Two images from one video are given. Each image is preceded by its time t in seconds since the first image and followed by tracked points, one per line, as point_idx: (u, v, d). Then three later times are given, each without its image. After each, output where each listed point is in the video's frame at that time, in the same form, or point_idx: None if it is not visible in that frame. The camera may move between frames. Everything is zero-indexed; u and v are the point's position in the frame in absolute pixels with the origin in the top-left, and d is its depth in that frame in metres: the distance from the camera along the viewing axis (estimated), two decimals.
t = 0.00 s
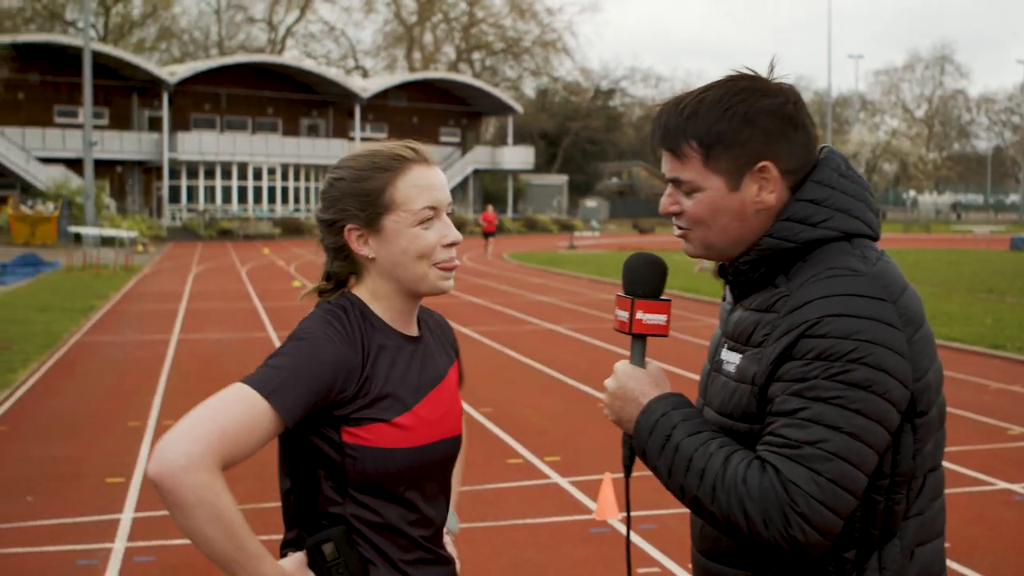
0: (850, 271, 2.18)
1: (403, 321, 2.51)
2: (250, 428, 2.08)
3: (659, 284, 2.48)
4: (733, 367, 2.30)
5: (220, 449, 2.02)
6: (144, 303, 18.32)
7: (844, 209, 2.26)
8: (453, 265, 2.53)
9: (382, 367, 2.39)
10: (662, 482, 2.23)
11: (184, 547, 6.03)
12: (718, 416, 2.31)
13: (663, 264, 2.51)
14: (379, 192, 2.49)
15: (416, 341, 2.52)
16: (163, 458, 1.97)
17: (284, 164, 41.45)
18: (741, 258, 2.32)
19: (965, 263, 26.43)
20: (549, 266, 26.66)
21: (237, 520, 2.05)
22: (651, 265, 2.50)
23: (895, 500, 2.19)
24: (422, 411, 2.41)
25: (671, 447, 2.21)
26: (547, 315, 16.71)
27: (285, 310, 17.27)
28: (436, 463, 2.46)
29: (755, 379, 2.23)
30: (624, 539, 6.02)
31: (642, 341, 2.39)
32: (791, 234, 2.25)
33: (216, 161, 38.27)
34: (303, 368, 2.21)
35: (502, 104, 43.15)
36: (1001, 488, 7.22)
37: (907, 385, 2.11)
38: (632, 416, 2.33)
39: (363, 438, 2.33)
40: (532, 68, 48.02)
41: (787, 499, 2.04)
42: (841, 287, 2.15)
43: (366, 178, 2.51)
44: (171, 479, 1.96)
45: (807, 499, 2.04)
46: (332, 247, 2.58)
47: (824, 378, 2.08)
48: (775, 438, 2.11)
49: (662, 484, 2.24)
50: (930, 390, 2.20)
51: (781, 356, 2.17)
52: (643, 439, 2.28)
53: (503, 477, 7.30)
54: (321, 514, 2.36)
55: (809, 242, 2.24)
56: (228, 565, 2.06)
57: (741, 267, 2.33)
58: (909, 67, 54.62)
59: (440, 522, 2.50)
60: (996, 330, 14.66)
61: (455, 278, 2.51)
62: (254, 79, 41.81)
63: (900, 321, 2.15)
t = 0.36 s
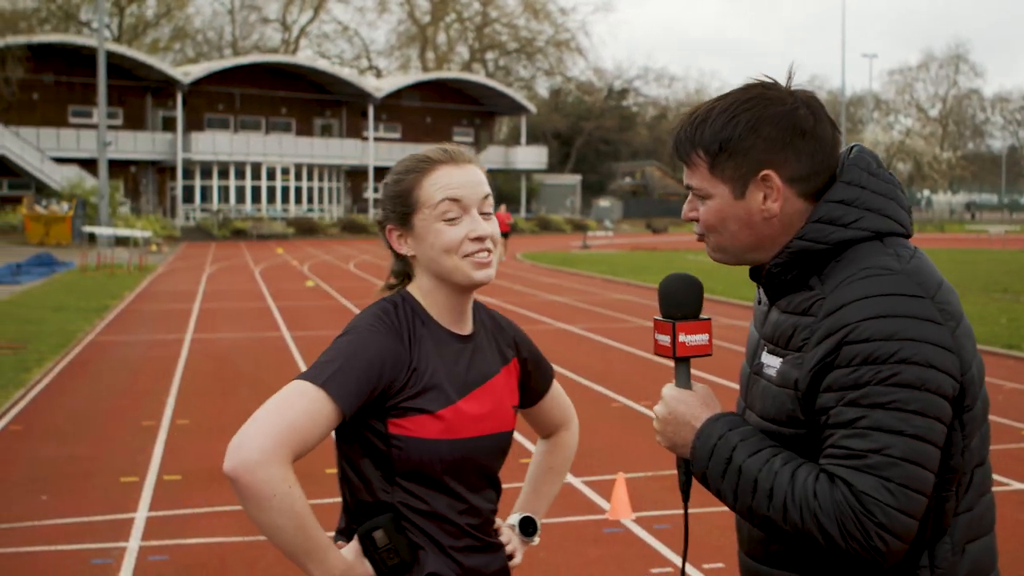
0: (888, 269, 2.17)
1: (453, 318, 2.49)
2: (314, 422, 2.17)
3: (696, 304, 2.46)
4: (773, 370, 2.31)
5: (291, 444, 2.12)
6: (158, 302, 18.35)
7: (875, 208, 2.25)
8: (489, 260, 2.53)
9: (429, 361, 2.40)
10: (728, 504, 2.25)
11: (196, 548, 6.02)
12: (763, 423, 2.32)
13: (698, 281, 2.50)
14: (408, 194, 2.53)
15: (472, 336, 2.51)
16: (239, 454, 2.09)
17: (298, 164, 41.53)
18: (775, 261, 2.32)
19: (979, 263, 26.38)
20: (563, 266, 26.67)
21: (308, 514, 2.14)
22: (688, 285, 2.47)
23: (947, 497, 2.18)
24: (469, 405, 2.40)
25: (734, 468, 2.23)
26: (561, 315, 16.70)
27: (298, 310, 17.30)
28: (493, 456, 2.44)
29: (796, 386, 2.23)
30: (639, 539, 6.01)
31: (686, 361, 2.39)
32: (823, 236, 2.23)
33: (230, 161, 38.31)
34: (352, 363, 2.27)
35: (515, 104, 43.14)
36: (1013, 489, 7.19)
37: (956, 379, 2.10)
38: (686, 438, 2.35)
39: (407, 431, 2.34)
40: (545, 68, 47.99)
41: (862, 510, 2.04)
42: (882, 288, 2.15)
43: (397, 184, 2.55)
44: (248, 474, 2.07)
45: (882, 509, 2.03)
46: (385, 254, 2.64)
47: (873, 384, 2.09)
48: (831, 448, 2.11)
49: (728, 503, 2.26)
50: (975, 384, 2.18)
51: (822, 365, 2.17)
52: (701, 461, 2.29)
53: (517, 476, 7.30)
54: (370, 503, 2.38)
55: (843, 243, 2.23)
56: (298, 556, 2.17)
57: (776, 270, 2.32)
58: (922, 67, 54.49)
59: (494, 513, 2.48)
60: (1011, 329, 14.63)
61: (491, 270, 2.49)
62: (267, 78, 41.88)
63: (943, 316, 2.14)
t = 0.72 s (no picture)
0: (891, 273, 2.18)
1: (480, 319, 2.52)
2: (329, 422, 2.25)
3: (711, 301, 2.49)
4: (785, 367, 2.32)
5: (304, 441, 2.20)
6: (158, 302, 18.36)
7: (887, 211, 2.23)
8: (514, 268, 2.52)
9: (453, 362, 2.44)
10: (731, 496, 2.27)
11: (196, 548, 6.02)
12: (777, 421, 2.33)
13: (712, 284, 2.52)
14: (437, 204, 2.55)
15: (502, 338, 2.52)
16: (257, 449, 2.17)
17: (299, 164, 41.55)
18: (790, 261, 2.33)
19: (980, 262, 26.38)
20: (564, 266, 26.68)
21: (327, 509, 2.20)
22: (702, 285, 2.50)
23: (950, 491, 2.17)
24: (494, 404, 2.43)
25: (736, 462, 2.25)
26: (562, 315, 16.71)
27: (299, 310, 17.30)
28: (518, 450, 2.45)
29: (804, 381, 2.25)
30: (639, 539, 5.99)
31: (698, 360, 2.41)
32: (834, 237, 2.23)
33: (230, 160, 38.27)
34: (374, 364, 2.34)
35: (516, 104, 43.15)
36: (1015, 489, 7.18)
37: (957, 381, 2.10)
38: (695, 435, 2.37)
39: (433, 425, 2.39)
40: (546, 68, 47.97)
41: (854, 503, 2.06)
42: (883, 290, 2.16)
43: (434, 195, 2.56)
44: (264, 467, 2.15)
45: (872, 502, 2.05)
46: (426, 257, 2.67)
47: (873, 382, 2.09)
48: (832, 442, 2.13)
49: (730, 496, 2.28)
50: (980, 381, 2.17)
51: (828, 362, 2.18)
52: (708, 454, 2.32)
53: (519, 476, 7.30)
54: (406, 497, 2.44)
55: (853, 244, 2.23)
56: (322, 549, 2.22)
57: (790, 270, 2.33)
58: (923, 66, 54.48)
59: (523, 508, 2.49)
60: (1012, 330, 14.63)
61: (512, 279, 2.49)
62: (268, 78, 41.91)
63: (945, 318, 2.13)
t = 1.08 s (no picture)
0: (881, 276, 2.22)
1: (481, 318, 2.53)
2: (331, 419, 2.26)
3: (713, 299, 2.49)
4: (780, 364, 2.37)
5: (307, 435, 2.22)
6: (148, 302, 18.32)
7: (881, 217, 2.29)
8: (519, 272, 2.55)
9: (452, 362, 2.45)
10: (724, 486, 2.31)
11: (186, 548, 6.01)
12: (770, 416, 2.37)
13: (710, 280, 2.52)
14: (441, 205, 2.56)
15: (500, 335, 2.54)
16: (260, 443, 2.19)
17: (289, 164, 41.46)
18: (788, 260, 2.38)
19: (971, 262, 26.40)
20: (555, 266, 26.63)
21: (327, 506, 2.22)
22: (703, 284, 2.49)
23: (925, 488, 2.21)
24: (491, 401, 2.42)
25: (731, 453, 2.29)
26: (552, 314, 16.69)
27: (290, 310, 17.28)
28: (519, 449, 2.46)
29: (795, 377, 2.29)
30: (628, 539, 5.99)
31: (697, 357, 2.43)
32: (829, 241, 2.28)
33: (220, 160, 38.16)
34: (375, 361, 2.35)
35: (507, 104, 43.07)
36: (1004, 488, 7.19)
37: (940, 382, 2.14)
38: (693, 426, 2.40)
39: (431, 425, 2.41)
40: (536, 67, 47.89)
41: (839, 496, 2.10)
42: (874, 294, 2.20)
43: (443, 195, 2.57)
44: (266, 462, 2.17)
45: (856, 496, 2.09)
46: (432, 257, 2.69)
47: (861, 381, 2.13)
48: (822, 438, 2.17)
49: (724, 486, 2.32)
50: (961, 386, 2.20)
51: (820, 360, 2.22)
52: (705, 445, 2.36)
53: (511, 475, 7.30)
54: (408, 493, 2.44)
55: (847, 248, 2.28)
56: (324, 546, 2.24)
57: (789, 268, 2.39)
58: (913, 66, 54.46)
59: (525, 503, 2.48)
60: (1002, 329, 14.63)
61: (513, 283, 2.51)
62: (257, 78, 41.79)
63: (931, 322, 2.17)
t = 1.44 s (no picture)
0: (855, 273, 2.23)
1: (459, 319, 2.53)
2: (312, 417, 2.26)
3: (688, 301, 2.50)
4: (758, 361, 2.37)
5: (287, 433, 2.22)
6: (129, 302, 18.26)
7: (854, 216, 2.30)
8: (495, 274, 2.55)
9: (430, 358, 2.45)
10: (703, 480, 2.31)
11: (167, 548, 6.00)
12: (747, 413, 2.37)
13: (688, 279, 2.53)
14: (423, 207, 2.56)
15: (477, 336, 2.54)
16: (242, 440, 2.18)
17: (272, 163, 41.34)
18: (763, 259, 2.39)
19: (951, 262, 26.46)
20: (537, 266, 26.58)
21: (307, 503, 2.21)
22: (679, 284, 2.51)
23: (900, 480, 2.22)
24: (468, 399, 2.43)
25: (710, 447, 2.29)
26: (534, 315, 16.66)
27: (272, 309, 17.24)
28: (496, 450, 2.46)
29: (772, 374, 2.30)
30: (611, 538, 5.99)
31: (675, 354, 2.43)
32: (804, 238, 2.30)
33: (202, 159, 38.00)
34: (354, 359, 2.35)
35: (490, 103, 42.97)
36: (985, 487, 7.21)
37: (913, 373, 2.16)
38: (670, 424, 2.40)
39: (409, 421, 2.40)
40: (519, 67, 47.80)
41: (818, 486, 2.11)
42: (850, 289, 2.21)
43: (418, 197, 2.57)
44: (248, 458, 2.17)
45: (835, 487, 2.10)
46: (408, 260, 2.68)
47: (837, 374, 2.14)
48: (799, 431, 2.17)
49: (703, 482, 2.32)
50: (933, 378, 2.22)
51: (795, 354, 2.23)
52: (682, 442, 2.35)
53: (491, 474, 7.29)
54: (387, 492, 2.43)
55: (821, 246, 2.29)
56: (300, 545, 2.23)
57: (763, 267, 2.39)
58: (895, 66, 54.49)
59: (500, 503, 2.48)
60: (984, 328, 14.66)
61: (495, 285, 2.52)
62: (239, 76, 41.62)
63: (904, 316, 2.19)
